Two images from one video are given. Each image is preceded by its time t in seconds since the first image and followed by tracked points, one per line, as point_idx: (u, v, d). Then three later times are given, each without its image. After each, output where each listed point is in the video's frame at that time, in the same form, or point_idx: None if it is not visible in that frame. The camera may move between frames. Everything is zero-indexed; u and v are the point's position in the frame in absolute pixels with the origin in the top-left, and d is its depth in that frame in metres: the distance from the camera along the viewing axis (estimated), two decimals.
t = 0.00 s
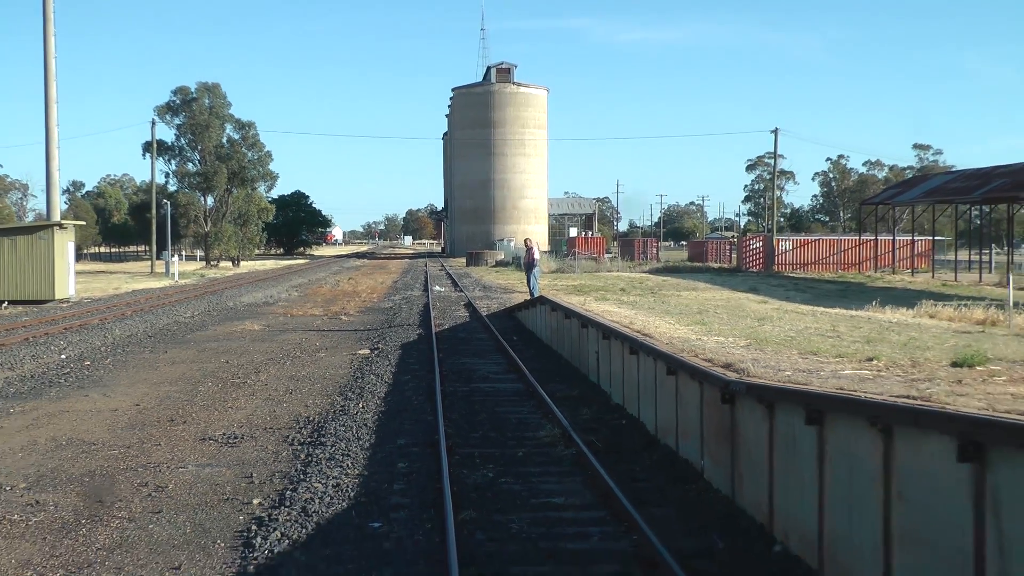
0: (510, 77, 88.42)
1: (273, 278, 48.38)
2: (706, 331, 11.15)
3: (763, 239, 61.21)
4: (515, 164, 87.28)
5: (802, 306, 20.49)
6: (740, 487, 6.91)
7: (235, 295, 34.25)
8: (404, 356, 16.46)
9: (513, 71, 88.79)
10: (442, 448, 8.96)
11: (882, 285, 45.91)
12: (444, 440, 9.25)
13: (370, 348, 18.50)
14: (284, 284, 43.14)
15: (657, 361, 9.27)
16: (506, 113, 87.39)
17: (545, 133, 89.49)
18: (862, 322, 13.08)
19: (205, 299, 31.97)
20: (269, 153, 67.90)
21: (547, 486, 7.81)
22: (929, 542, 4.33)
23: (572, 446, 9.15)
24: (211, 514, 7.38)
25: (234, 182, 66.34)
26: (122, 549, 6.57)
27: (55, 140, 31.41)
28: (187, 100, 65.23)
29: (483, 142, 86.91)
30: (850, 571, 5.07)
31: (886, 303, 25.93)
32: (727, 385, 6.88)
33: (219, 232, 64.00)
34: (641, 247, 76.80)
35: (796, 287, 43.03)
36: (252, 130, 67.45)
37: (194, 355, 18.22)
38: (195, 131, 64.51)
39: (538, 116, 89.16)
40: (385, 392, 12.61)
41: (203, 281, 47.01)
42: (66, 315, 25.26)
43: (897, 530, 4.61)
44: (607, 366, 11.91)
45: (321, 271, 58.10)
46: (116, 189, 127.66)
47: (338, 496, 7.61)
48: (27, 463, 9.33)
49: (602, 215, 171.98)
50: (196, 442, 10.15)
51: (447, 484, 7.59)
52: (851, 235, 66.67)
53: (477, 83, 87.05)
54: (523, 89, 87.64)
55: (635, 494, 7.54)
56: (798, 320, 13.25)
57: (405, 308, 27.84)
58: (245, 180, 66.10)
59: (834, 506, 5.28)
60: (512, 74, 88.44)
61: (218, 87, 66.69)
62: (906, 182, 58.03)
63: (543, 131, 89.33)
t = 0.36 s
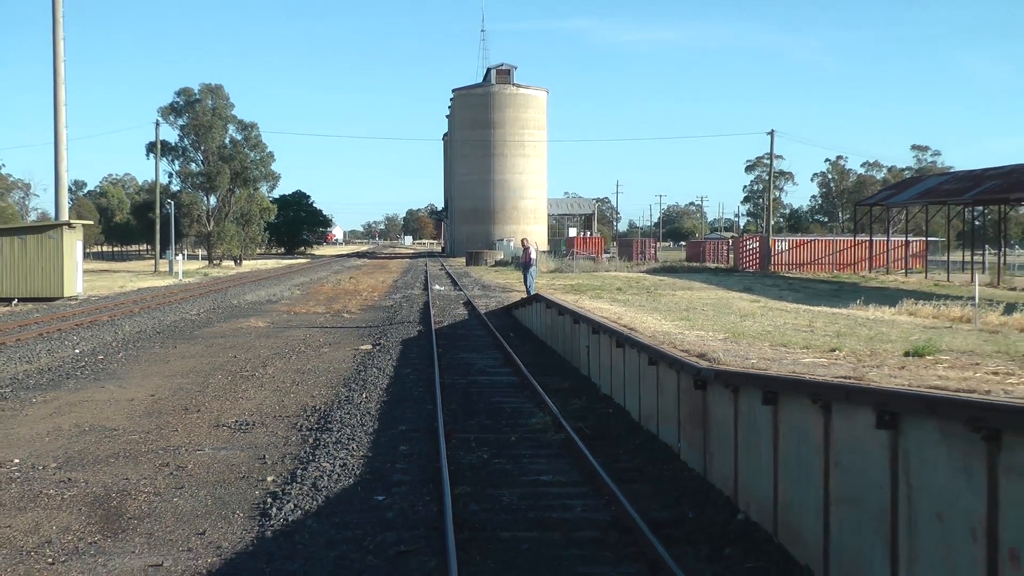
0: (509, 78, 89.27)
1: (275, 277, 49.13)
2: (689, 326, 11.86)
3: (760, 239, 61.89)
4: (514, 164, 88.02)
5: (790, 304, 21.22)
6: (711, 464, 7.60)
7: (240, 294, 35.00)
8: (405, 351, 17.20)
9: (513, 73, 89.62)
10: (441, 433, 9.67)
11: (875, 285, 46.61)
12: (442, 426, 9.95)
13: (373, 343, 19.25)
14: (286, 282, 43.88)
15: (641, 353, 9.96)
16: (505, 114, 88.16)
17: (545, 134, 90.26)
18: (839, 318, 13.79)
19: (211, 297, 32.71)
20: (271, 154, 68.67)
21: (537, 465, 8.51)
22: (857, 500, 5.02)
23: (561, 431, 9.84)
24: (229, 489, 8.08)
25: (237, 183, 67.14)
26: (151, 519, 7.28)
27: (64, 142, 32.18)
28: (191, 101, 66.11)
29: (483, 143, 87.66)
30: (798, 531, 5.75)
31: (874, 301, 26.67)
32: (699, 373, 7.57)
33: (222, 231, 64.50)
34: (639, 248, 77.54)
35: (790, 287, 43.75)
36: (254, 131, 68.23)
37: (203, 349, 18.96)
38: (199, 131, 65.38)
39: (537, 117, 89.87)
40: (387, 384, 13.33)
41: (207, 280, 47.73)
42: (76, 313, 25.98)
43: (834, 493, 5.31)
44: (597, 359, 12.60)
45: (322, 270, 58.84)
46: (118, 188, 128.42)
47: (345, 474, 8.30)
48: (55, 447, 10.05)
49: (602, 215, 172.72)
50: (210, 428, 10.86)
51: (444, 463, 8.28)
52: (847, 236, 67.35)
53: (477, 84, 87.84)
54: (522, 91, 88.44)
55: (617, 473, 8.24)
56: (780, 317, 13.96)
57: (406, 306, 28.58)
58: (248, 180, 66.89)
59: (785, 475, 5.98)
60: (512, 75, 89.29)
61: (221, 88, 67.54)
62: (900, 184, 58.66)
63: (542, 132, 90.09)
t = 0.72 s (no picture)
0: (508, 82, 90.15)
1: (277, 279, 49.81)
2: (674, 322, 12.59)
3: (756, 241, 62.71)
4: (513, 167, 88.78)
5: (779, 303, 21.96)
6: (686, 447, 8.28)
7: (244, 295, 35.76)
8: (406, 349, 17.94)
9: (512, 76, 90.52)
10: (441, 421, 10.39)
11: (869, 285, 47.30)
12: (442, 415, 10.67)
13: (375, 341, 19.99)
14: (289, 284, 44.58)
15: (627, 346, 10.65)
16: (504, 116, 88.95)
17: (544, 137, 91.08)
18: (818, 316, 14.53)
19: (215, 299, 33.45)
20: (272, 157, 69.37)
21: (529, 449, 9.24)
22: (802, 469, 5.69)
23: (552, 419, 10.56)
24: (246, 470, 8.83)
25: (238, 186, 67.84)
26: (177, 494, 8.03)
27: (71, 147, 32.92)
28: (193, 105, 66.79)
29: (483, 145, 88.42)
30: (758, 500, 6.44)
31: (863, 300, 27.42)
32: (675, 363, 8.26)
33: (224, 233, 65.12)
34: (637, 249, 78.29)
35: (784, 287, 44.51)
36: (256, 135, 68.94)
37: (212, 348, 19.70)
38: (201, 135, 66.10)
39: (535, 119, 90.69)
40: (389, 379, 14.05)
41: (211, 282, 48.44)
42: (85, 313, 26.68)
43: (786, 462, 5.97)
44: (588, 354, 13.32)
45: (323, 271, 59.51)
46: (119, 191, 129.22)
47: (352, 457, 9.05)
48: (80, 436, 10.77)
49: (602, 216, 173.64)
50: (224, 418, 11.59)
51: (443, 446, 9.00)
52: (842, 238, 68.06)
53: (476, 87, 88.64)
54: (521, 94, 89.27)
55: (602, 455, 8.96)
56: (763, 315, 14.69)
57: (407, 307, 29.33)
58: (249, 183, 67.59)
59: (749, 450, 6.65)
60: (510, 79, 90.17)
61: (223, 93, 68.25)
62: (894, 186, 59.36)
63: (541, 135, 90.91)
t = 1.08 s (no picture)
0: (507, 84, 91.08)
1: (278, 280, 50.47)
2: (660, 318, 13.34)
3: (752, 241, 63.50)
4: (513, 168, 89.60)
5: (767, 301, 22.76)
6: (665, 430, 9.03)
7: (248, 296, 36.55)
8: (407, 346, 18.74)
9: (510, 79, 91.48)
10: (439, 411, 11.15)
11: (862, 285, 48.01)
12: (441, 405, 11.43)
13: (377, 339, 20.78)
14: (291, 285, 45.37)
15: (613, 341, 11.39)
16: (503, 119, 89.82)
17: (543, 139, 91.93)
18: (801, 312, 15.26)
19: (220, 300, 34.24)
20: (274, 160, 70.16)
21: (521, 434, 9.99)
22: (758, 442, 6.44)
23: (545, 408, 11.32)
24: (261, 454, 9.59)
25: (240, 188, 68.58)
26: (200, 475, 8.80)
27: (79, 152, 33.72)
28: (195, 109, 67.57)
29: (482, 147, 89.23)
30: (723, 473, 7.19)
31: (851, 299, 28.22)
32: (655, 353, 8.99)
33: (226, 235, 65.90)
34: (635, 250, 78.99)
35: (778, 287, 45.30)
36: (258, 138, 69.78)
37: (220, 346, 20.48)
38: (203, 139, 66.89)
39: (534, 122, 91.49)
40: (391, 374, 14.83)
41: (214, 283, 49.22)
42: (95, 315, 27.46)
43: (747, 438, 6.69)
44: (579, 349, 14.05)
45: (324, 274, 60.16)
46: (120, 194, 129.67)
47: (358, 442, 9.81)
48: (104, 426, 11.54)
49: (601, 217, 174.60)
50: (237, 410, 12.35)
51: (443, 432, 9.75)
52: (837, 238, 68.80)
53: (475, 90, 89.51)
54: (520, 96, 90.17)
55: (589, 439, 9.71)
56: (746, 312, 15.44)
57: (407, 306, 30.16)
58: (251, 186, 68.35)
59: (717, 428, 7.38)
60: (509, 81, 91.08)
61: (224, 97, 69.08)
62: (888, 187, 60.11)
63: (539, 137, 91.78)
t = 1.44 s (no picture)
0: (505, 86, 91.91)
1: (280, 282, 51.21)
2: (647, 314, 14.10)
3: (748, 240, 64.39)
4: (511, 169, 90.40)
5: (756, 298, 23.56)
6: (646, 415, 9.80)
7: (250, 297, 37.29)
8: (408, 343, 19.52)
9: (508, 81, 92.31)
10: (438, 401, 11.92)
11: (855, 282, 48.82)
12: (440, 396, 12.21)
13: (378, 337, 21.56)
14: (293, 286, 46.13)
15: (601, 335, 12.16)
16: (502, 120, 90.60)
17: (541, 140, 92.76)
18: (782, 309, 16.05)
19: (224, 301, 35.00)
20: (274, 163, 70.96)
21: (514, 421, 10.76)
22: (723, 421, 7.22)
23: (537, 398, 12.08)
24: (274, 440, 10.37)
25: (241, 191, 69.33)
26: (218, 458, 9.58)
27: (85, 158, 34.44)
28: (196, 113, 68.34)
29: (481, 148, 90.00)
30: (695, 450, 7.96)
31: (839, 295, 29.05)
32: (637, 345, 9.77)
33: (228, 237, 66.58)
34: (633, 250, 79.65)
35: (772, 285, 46.05)
36: (258, 141, 70.70)
37: (227, 345, 21.24)
38: (204, 142, 67.65)
39: (532, 123, 92.35)
40: (392, 369, 15.59)
41: (217, 285, 49.92)
42: (103, 316, 28.21)
43: (714, 417, 7.45)
44: (571, 343, 14.81)
45: (325, 275, 60.83)
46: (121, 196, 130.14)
47: (363, 429, 10.60)
48: (125, 418, 12.31)
49: (600, 216, 175.20)
50: (248, 402, 13.14)
51: (442, 418, 10.52)
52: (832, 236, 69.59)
53: (474, 92, 90.33)
54: (518, 97, 90.99)
55: (577, 425, 10.48)
56: (731, 308, 16.21)
57: (407, 306, 30.97)
58: (252, 189, 69.10)
59: (690, 410, 8.12)
60: (507, 83, 91.89)
61: (225, 101, 69.88)
62: (881, 185, 60.88)
63: (537, 138, 92.60)
